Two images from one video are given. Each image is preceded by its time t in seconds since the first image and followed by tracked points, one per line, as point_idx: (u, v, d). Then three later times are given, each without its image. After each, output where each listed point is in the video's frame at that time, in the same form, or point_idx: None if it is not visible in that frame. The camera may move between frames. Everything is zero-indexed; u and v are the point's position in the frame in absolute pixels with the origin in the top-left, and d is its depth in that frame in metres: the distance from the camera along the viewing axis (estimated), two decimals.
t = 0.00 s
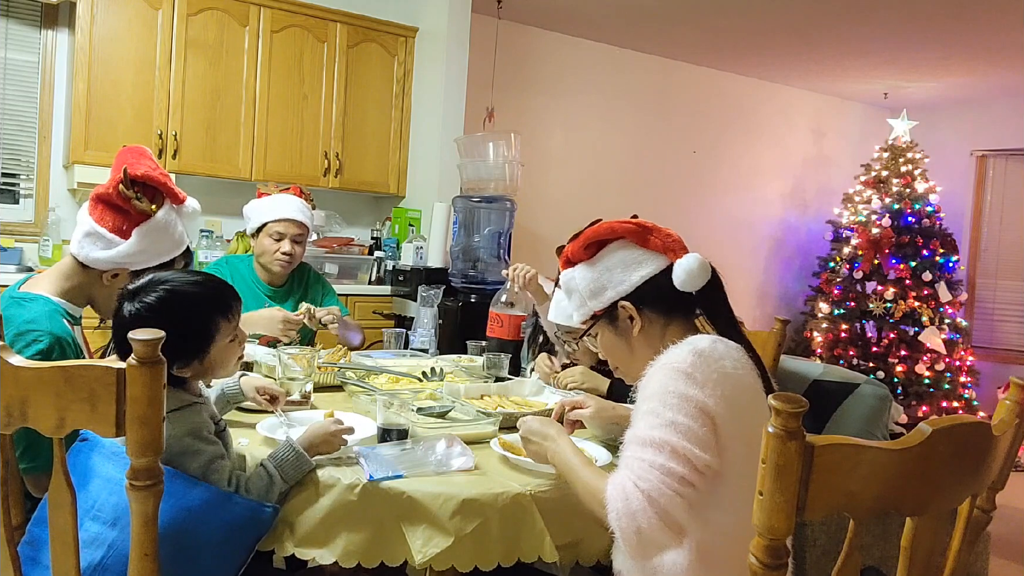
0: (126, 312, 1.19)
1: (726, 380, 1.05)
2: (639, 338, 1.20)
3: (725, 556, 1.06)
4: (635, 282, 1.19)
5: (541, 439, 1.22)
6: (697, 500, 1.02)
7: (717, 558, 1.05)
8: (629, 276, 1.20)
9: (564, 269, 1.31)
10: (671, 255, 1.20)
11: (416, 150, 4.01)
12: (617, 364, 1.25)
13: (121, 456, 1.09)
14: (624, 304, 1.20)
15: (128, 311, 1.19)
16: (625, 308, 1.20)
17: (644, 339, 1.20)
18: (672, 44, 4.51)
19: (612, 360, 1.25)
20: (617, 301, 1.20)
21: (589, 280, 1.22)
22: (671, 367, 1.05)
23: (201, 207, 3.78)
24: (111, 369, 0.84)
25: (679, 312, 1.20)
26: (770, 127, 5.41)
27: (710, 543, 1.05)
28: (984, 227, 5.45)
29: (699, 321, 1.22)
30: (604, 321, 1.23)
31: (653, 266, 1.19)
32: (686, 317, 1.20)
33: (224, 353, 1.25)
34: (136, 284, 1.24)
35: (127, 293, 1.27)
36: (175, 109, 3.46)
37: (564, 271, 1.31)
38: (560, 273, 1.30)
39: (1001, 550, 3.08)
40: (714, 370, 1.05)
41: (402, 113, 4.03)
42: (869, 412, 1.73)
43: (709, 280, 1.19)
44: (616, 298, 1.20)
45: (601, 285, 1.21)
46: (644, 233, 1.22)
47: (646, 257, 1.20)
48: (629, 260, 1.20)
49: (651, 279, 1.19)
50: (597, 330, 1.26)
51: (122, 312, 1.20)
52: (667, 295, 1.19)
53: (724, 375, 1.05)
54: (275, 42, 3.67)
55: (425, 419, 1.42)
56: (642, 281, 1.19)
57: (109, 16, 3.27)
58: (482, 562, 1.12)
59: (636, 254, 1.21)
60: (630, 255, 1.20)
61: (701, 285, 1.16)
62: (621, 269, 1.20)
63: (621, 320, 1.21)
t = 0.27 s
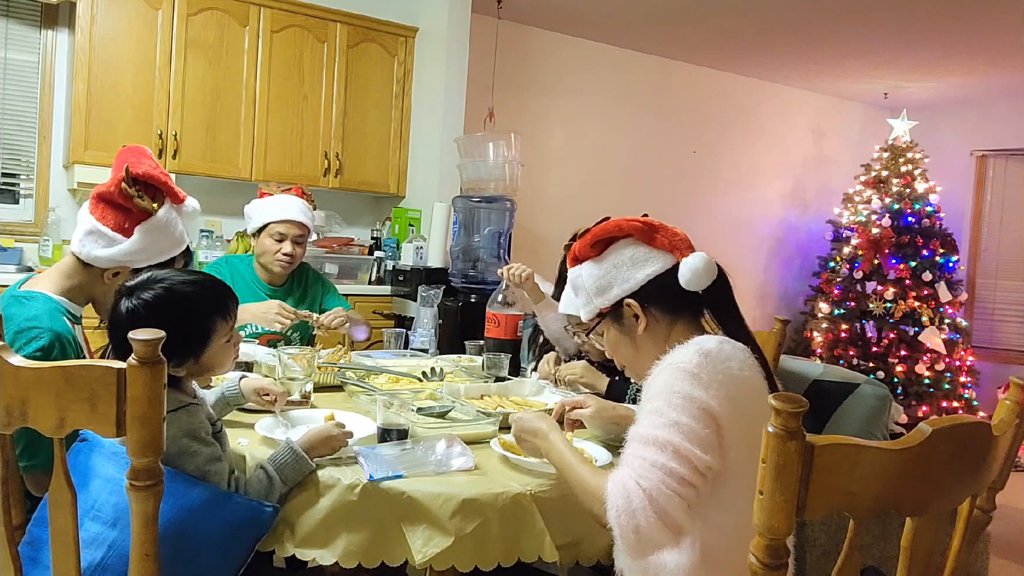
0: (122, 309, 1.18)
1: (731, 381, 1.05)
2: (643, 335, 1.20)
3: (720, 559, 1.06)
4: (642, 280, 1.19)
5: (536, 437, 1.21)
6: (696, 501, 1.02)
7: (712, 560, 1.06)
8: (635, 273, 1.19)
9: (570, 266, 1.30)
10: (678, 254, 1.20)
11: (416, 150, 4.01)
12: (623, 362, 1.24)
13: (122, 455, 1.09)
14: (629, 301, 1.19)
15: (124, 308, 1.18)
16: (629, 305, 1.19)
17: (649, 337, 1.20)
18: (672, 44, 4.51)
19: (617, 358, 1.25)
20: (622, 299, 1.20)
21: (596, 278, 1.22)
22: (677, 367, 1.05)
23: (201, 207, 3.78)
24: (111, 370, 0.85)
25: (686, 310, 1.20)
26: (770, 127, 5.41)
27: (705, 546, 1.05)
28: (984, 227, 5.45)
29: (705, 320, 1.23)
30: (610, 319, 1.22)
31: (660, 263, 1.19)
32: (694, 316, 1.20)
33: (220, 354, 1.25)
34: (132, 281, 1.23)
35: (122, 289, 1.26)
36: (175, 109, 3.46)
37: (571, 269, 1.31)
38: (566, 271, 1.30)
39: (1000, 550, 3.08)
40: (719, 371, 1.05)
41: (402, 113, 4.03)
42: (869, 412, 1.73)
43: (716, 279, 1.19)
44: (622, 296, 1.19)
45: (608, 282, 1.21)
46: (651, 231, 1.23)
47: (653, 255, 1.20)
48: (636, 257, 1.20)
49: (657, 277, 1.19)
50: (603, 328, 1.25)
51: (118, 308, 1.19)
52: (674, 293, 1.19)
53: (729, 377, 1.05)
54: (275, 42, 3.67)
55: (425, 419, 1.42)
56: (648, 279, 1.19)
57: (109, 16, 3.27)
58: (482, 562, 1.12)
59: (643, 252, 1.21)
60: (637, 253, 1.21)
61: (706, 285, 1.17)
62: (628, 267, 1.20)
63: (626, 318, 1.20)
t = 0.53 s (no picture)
0: (122, 306, 1.18)
1: (740, 380, 1.05)
2: (647, 335, 1.20)
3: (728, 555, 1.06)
4: (645, 280, 1.19)
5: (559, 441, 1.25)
6: (705, 498, 1.02)
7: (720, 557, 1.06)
8: (639, 273, 1.20)
9: (575, 267, 1.32)
10: (681, 253, 1.20)
11: (416, 150, 4.01)
12: (626, 362, 1.25)
13: (121, 455, 1.09)
14: (633, 301, 1.20)
15: (123, 305, 1.18)
16: (634, 305, 1.20)
17: (653, 337, 1.20)
18: (673, 44, 4.51)
19: (621, 358, 1.25)
20: (627, 298, 1.20)
21: (600, 277, 1.23)
22: (685, 364, 1.05)
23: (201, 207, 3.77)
24: (111, 370, 0.85)
25: (691, 309, 1.19)
26: (770, 127, 5.41)
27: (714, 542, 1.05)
28: (985, 227, 5.45)
29: (711, 320, 1.23)
30: (615, 318, 1.23)
31: (663, 263, 1.19)
32: (699, 316, 1.20)
33: (216, 357, 1.26)
34: (132, 278, 1.23)
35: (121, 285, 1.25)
36: (175, 109, 3.46)
37: (576, 268, 1.31)
38: (572, 271, 1.31)
39: (1001, 551, 3.07)
40: (728, 369, 1.05)
41: (402, 113, 4.03)
42: (869, 412, 1.73)
43: (721, 278, 1.19)
44: (626, 295, 1.20)
45: (611, 281, 1.21)
46: (654, 230, 1.22)
47: (657, 255, 1.20)
48: (640, 257, 1.20)
49: (661, 277, 1.19)
50: (607, 328, 1.26)
51: (117, 305, 1.19)
52: (679, 292, 1.19)
53: (738, 376, 1.05)
54: (275, 42, 3.67)
55: (425, 419, 1.42)
56: (651, 279, 1.19)
57: (110, 16, 3.27)
58: (482, 562, 1.12)
59: (647, 251, 1.21)
60: (640, 253, 1.21)
61: (711, 284, 1.16)
62: (632, 266, 1.20)
63: (631, 318, 1.21)
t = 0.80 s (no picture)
0: (137, 307, 1.16)
1: (743, 380, 1.05)
2: (651, 335, 1.20)
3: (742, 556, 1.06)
4: (650, 280, 1.19)
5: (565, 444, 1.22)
6: (716, 503, 1.02)
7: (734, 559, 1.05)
8: (644, 273, 1.20)
9: (582, 262, 1.32)
10: (688, 254, 1.19)
11: (416, 150, 4.01)
12: (630, 360, 1.25)
13: (120, 456, 1.08)
14: (637, 301, 1.20)
15: (139, 306, 1.16)
16: (638, 305, 1.20)
17: (656, 337, 1.20)
18: (673, 44, 4.51)
19: (624, 356, 1.25)
20: (631, 297, 1.21)
21: (606, 275, 1.23)
22: (688, 366, 1.06)
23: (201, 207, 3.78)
24: (112, 369, 0.85)
25: (696, 310, 1.19)
26: (770, 127, 5.41)
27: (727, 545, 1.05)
28: (984, 227, 5.45)
29: (715, 323, 1.21)
30: (618, 316, 1.23)
31: (670, 264, 1.19)
32: (702, 316, 1.19)
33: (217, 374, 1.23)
34: (148, 282, 1.22)
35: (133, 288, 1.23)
36: (175, 110, 3.46)
37: (583, 263, 1.32)
38: (578, 266, 1.32)
39: (1001, 550, 3.08)
40: (731, 369, 1.05)
41: (402, 113, 4.03)
42: (869, 412, 1.74)
43: (726, 281, 1.19)
44: (631, 294, 1.20)
45: (617, 279, 1.21)
46: (662, 230, 1.22)
47: (664, 255, 1.20)
48: (646, 256, 1.20)
49: (667, 277, 1.19)
50: (611, 324, 1.26)
51: (132, 305, 1.17)
52: (683, 295, 1.18)
53: (741, 375, 1.05)
54: (275, 43, 3.67)
55: (425, 419, 1.42)
56: (657, 279, 1.19)
57: (110, 16, 3.27)
58: (482, 562, 1.12)
59: (653, 251, 1.20)
60: (647, 252, 1.21)
61: (717, 286, 1.17)
62: (638, 265, 1.20)
63: (634, 317, 1.21)
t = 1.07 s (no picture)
0: (145, 309, 1.16)
1: (746, 379, 1.05)
2: (655, 334, 1.20)
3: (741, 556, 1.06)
4: (657, 278, 1.19)
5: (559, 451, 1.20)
6: (716, 503, 1.01)
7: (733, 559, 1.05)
8: (651, 271, 1.19)
9: (587, 259, 1.32)
10: (695, 254, 1.19)
11: (416, 150, 4.01)
12: (632, 360, 1.24)
13: (119, 458, 1.08)
14: (643, 299, 1.19)
15: (147, 308, 1.15)
16: (643, 303, 1.20)
17: (660, 336, 1.20)
18: (673, 44, 4.51)
19: (626, 355, 1.24)
20: (636, 295, 1.20)
21: (612, 272, 1.23)
22: (690, 365, 1.06)
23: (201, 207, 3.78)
24: (111, 370, 0.85)
25: (701, 311, 1.19)
26: (770, 127, 5.41)
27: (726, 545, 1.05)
28: (984, 227, 5.45)
29: (717, 324, 1.21)
30: (622, 315, 1.23)
31: (676, 263, 1.19)
32: (706, 317, 1.20)
33: (218, 380, 1.22)
34: (157, 285, 1.21)
35: (140, 290, 1.23)
36: (175, 110, 3.46)
37: (589, 260, 1.32)
38: (584, 263, 1.31)
39: (1001, 551, 3.07)
40: (734, 368, 1.05)
41: (402, 113, 4.03)
42: (869, 412, 1.74)
43: (732, 283, 1.19)
44: (637, 292, 1.20)
45: (623, 277, 1.21)
46: (670, 230, 1.22)
47: (671, 254, 1.20)
48: (654, 255, 1.20)
49: (673, 276, 1.19)
50: (614, 322, 1.25)
51: (139, 307, 1.16)
52: (690, 296, 1.19)
53: (744, 374, 1.05)
54: (275, 43, 3.67)
55: (425, 419, 1.42)
56: (663, 278, 1.19)
57: (110, 16, 3.27)
58: (482, 562, 1.12)
59: (661, 250, 1.20)
60: (655, 250, 1.20)
61: (724, 288, 1.17)
62: (645, 264, 1.20)
63: (639, 316, 1.21)
